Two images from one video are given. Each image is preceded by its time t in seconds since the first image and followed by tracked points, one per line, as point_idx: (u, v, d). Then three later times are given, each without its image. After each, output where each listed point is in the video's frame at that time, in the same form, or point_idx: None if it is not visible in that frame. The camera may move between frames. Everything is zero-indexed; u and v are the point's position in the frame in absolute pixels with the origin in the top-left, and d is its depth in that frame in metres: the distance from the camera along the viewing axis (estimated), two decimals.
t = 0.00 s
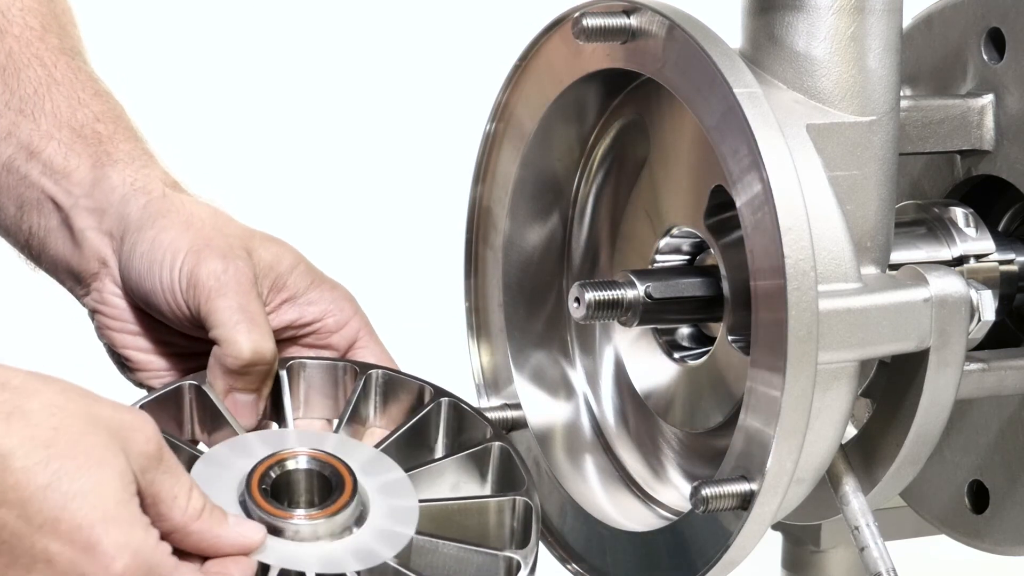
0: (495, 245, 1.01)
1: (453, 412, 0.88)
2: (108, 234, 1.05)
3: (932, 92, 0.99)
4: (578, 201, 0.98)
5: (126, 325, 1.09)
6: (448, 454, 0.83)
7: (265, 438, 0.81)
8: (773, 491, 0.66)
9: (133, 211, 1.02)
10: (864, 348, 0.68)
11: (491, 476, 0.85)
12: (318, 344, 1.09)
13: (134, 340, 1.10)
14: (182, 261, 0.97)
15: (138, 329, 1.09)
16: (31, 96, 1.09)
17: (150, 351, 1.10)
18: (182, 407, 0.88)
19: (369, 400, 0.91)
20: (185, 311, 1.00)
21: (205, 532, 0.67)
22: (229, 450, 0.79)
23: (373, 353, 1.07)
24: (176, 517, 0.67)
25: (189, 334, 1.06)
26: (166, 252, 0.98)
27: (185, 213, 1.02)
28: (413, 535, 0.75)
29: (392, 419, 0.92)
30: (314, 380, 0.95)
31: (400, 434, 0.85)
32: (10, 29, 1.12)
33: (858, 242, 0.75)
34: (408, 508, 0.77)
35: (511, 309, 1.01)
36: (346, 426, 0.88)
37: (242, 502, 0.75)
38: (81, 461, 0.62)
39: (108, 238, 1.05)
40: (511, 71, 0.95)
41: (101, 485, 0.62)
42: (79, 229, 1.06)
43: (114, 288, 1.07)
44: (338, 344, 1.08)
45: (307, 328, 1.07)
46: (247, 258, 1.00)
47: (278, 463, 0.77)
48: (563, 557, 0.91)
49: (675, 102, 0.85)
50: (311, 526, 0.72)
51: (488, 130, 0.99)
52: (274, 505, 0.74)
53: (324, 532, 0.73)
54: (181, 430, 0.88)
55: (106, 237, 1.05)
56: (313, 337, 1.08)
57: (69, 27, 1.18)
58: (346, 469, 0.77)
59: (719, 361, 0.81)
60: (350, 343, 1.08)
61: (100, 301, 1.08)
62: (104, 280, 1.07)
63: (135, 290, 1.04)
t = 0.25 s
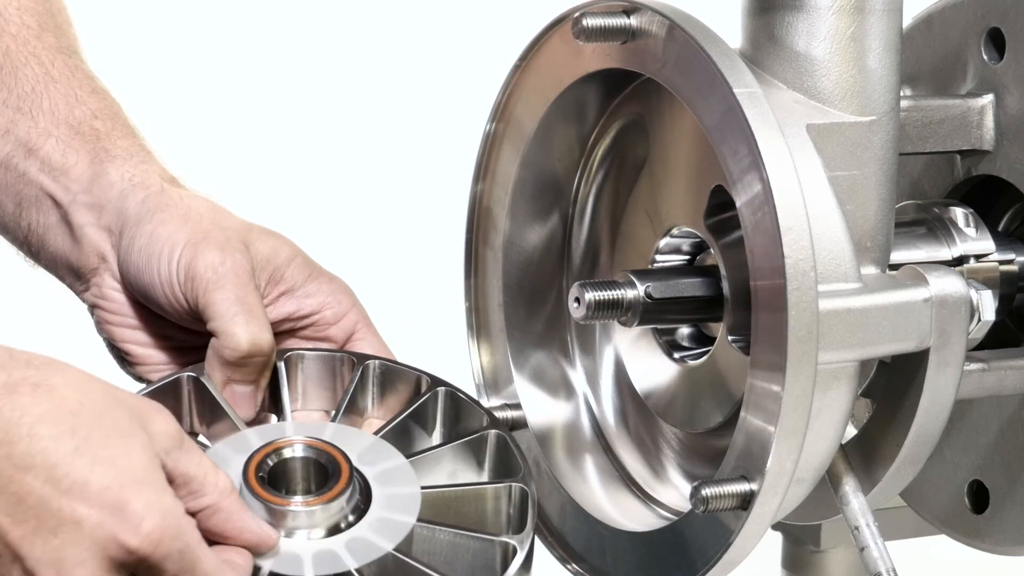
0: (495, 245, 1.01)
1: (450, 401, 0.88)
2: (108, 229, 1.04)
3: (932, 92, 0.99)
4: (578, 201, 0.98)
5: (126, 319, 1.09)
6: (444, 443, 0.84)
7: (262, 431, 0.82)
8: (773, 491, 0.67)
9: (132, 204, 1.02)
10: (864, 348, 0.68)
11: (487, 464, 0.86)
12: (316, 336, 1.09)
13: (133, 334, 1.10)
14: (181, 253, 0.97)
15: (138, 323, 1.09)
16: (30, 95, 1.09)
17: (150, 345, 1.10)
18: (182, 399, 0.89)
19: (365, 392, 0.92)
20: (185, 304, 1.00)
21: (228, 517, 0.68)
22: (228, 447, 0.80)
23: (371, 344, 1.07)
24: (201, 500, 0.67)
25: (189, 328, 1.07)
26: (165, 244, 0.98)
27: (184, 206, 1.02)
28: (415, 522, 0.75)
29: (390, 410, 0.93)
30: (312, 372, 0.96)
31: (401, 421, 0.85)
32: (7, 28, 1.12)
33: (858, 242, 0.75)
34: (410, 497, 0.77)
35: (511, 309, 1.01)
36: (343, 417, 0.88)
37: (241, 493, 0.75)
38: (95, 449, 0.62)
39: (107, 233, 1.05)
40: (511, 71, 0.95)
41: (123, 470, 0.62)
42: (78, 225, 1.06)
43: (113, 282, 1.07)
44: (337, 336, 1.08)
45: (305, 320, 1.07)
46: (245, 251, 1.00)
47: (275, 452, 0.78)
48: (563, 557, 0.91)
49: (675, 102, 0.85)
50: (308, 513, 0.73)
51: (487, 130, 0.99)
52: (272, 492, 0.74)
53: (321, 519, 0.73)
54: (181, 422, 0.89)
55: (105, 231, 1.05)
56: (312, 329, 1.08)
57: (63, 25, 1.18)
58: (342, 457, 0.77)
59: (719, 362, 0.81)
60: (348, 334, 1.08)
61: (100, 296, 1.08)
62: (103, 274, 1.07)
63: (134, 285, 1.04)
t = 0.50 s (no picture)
0: (495, 245, 1.01)
1: (456, 392, 0.89)
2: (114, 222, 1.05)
3: (932, 92, 0.99)
4: (579, 201, 0.98)
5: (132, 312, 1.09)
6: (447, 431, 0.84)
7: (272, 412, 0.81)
8: (773, 491, 0.67)
9: (139, 201, 1.03)
10: (864, 349, 0.68)
11: (493, 452, 0.85)
12: (321, 333, 1.09)
13: (139, 329, 1.09)
14: (190, 244, 0.97)
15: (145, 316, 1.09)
16: (34, 94, 1.09)
17: (158, 339, 1.10)
18: (188, 387, 0.88)
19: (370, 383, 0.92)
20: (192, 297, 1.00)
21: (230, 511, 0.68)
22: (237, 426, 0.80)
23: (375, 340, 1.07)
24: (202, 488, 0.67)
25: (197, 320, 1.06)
26: (173, 235, 0.99)
27: (193, 201, 1.03)
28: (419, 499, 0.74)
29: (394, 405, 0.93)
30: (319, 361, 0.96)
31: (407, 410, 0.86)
32: (10, 28, 1.12)
33: (858, 242, 0.75)
34: (416, 476, 0.76)
35: (511, 309, 1.01)
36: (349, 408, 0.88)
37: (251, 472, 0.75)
38: (86, 444, 0.62)
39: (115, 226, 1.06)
40: (511, 71, 0.95)
41: (115, 462, 0.62)
42: (84, 221, 1.06)
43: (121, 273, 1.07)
44: (342, 333, 1.08)
45: (311, 316, 1.08)
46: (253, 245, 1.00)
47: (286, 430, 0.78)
48: (563, 557, 0.91)
49: (675, 102, 0.85)
50: (317, 487, 0.72)
51: (488, 130, 0.99)
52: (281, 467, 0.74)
53: (330, 494, 0.73)
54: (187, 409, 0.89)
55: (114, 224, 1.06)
56: (316, 325, 1.09)
57: (63, 26, 1.18)
58: (353, 436, 0.78)
59: (719, 362, 0.81)
60: (353, 331, 1.08)
61: (106, 291, 1.08)
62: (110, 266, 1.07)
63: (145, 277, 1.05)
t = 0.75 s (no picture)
0: (495, 245, 1.01)
1: (463, 386, 0.89)
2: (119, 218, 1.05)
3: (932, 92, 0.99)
4: (578, 201, 0.98)
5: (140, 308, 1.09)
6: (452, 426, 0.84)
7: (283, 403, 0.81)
8: (773, 491, 0.67)
9: (148, 196, 1.03)
10: (864, 348, 0.68)
11: (500, 446, 0.85)
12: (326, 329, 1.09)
13: (147, 326, 1.09)
14: (198, 237, 0.98)
15: (152, 311, 1.09)
16: (39, 93, 1.09)
17: (165, 335, 1.10)
18: (196, 378, 0.88)
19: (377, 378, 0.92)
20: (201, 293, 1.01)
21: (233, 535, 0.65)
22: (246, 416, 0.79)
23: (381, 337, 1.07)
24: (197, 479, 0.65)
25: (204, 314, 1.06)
26: (182, 228, 0.99)
27: (201, 196, 1.03)
28: (429, 488, 0.75)
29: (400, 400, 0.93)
30: (327, 355, 0.96)
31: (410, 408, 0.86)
32: (14, 28, 1.12)
33: (858, 242, 0.75)
34: (426, 470, 0.76)
35: (511, 309, 1.01)
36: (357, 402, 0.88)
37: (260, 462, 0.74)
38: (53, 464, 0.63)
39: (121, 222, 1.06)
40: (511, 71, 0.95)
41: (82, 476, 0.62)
42: (90, 218, 1.06)
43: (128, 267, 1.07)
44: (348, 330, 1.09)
45: (317, 312, 1.08)
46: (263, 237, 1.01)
47: (298, 418, 0.77)
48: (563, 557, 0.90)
49: (675, 102, 0.85)
50: (328, 473, 0.72)
51: (487, 130, 0.99)
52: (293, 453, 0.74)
53: (340, 482, 0.73)
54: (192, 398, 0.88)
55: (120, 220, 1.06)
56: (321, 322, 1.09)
57: (67, 26, 1.18)
58: (364, 426, 0.77)
59: (718, 363, 0.81)
60: (359, 328, 1.09)
61: (112, 286, 1.09)
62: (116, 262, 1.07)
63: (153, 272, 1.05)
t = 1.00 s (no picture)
0: (495, 246, 1.01)
1: (470, 384, 0.89)
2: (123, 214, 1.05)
3: (932, 92, 0.99)
4: (579, 201, 0.98)
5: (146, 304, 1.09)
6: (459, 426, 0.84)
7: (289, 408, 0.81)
8: (773, 491, 0.67)
9: (150, 193, 1.03)
10: (864, 348, 0.68)
11: (507, 445, 0.85)
12: (332, 323, 1.10)
13: (152, 322, 1.10)
14: (202, 236, 0.98)
15: (156, 307, 1.09)
16: (42, 89, 1.09)
17: (170, 330, 1.10)
18: (203, 378, 0.88)
19: (383, 375, 0.92)
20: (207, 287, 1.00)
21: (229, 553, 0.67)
22: (254, 421, 0.79)
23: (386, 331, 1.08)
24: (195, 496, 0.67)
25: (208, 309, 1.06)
26: (185, 227, 0.99)
27: (203, 192, 1.02)
28: (437, 496, 0.74)
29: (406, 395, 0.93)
30: (333, 349, 0.95)
31: (418, 406, 0.86)
32: (16, 24, 1.12)
33: (858, 242, 0.75)
34: (433, 476, 0.76)
35: (511, 308, 1.01)
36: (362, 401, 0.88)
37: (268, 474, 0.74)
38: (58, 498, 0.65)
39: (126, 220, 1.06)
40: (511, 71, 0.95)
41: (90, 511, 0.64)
42: (94, 214, 1.06)
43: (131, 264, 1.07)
44: (353, 323, 1.09)
45: (322, 305, 1.08)
46: (266, 235, 1.00)
47: (305, 426, 0.77)
48: (563, 556, 0.90)
49: (675, 102, 0.85)
50: (336, 485, 0.72)
51: (487, 130, 0.99)
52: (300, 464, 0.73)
53: (348, 492, 0.72)
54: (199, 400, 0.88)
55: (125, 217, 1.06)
56: (327, 315, 1.09)
57: (69, 22, 1.18)
58: (372, 434, 0.77)
59: (718, 362, 0.81)
60: (364, 321, 1.09)
61: (116, 282, 1.09)
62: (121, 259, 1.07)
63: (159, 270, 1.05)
